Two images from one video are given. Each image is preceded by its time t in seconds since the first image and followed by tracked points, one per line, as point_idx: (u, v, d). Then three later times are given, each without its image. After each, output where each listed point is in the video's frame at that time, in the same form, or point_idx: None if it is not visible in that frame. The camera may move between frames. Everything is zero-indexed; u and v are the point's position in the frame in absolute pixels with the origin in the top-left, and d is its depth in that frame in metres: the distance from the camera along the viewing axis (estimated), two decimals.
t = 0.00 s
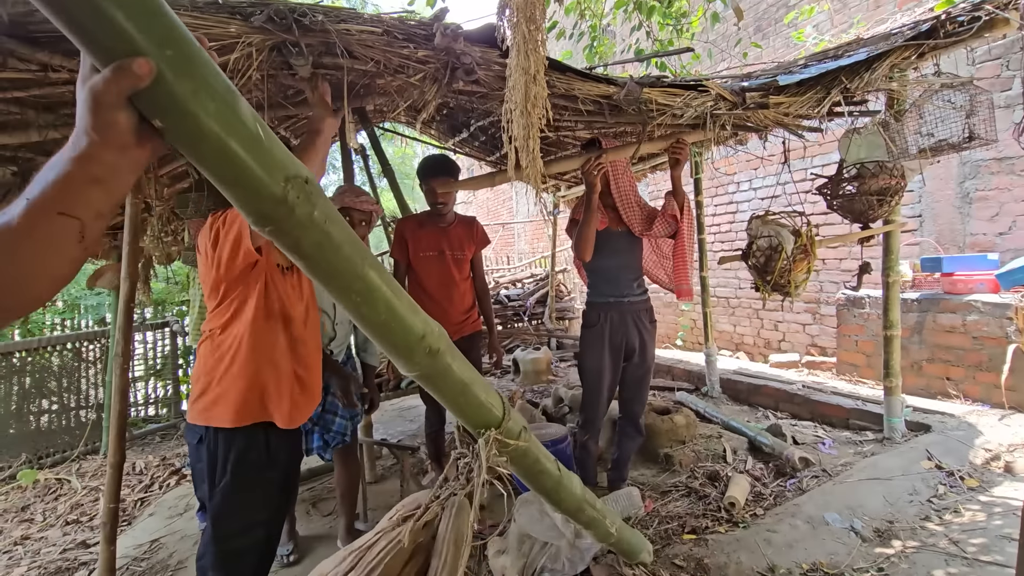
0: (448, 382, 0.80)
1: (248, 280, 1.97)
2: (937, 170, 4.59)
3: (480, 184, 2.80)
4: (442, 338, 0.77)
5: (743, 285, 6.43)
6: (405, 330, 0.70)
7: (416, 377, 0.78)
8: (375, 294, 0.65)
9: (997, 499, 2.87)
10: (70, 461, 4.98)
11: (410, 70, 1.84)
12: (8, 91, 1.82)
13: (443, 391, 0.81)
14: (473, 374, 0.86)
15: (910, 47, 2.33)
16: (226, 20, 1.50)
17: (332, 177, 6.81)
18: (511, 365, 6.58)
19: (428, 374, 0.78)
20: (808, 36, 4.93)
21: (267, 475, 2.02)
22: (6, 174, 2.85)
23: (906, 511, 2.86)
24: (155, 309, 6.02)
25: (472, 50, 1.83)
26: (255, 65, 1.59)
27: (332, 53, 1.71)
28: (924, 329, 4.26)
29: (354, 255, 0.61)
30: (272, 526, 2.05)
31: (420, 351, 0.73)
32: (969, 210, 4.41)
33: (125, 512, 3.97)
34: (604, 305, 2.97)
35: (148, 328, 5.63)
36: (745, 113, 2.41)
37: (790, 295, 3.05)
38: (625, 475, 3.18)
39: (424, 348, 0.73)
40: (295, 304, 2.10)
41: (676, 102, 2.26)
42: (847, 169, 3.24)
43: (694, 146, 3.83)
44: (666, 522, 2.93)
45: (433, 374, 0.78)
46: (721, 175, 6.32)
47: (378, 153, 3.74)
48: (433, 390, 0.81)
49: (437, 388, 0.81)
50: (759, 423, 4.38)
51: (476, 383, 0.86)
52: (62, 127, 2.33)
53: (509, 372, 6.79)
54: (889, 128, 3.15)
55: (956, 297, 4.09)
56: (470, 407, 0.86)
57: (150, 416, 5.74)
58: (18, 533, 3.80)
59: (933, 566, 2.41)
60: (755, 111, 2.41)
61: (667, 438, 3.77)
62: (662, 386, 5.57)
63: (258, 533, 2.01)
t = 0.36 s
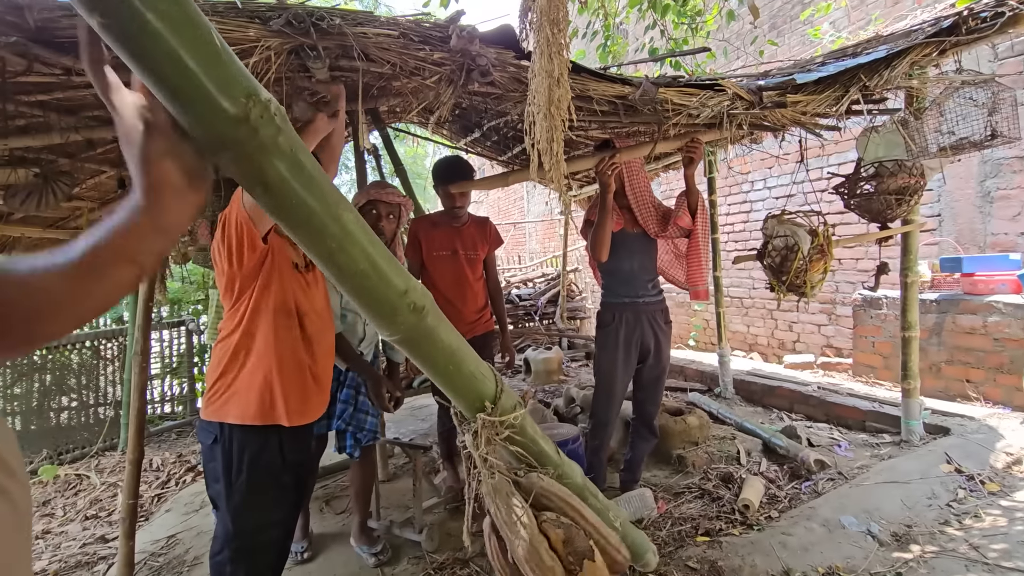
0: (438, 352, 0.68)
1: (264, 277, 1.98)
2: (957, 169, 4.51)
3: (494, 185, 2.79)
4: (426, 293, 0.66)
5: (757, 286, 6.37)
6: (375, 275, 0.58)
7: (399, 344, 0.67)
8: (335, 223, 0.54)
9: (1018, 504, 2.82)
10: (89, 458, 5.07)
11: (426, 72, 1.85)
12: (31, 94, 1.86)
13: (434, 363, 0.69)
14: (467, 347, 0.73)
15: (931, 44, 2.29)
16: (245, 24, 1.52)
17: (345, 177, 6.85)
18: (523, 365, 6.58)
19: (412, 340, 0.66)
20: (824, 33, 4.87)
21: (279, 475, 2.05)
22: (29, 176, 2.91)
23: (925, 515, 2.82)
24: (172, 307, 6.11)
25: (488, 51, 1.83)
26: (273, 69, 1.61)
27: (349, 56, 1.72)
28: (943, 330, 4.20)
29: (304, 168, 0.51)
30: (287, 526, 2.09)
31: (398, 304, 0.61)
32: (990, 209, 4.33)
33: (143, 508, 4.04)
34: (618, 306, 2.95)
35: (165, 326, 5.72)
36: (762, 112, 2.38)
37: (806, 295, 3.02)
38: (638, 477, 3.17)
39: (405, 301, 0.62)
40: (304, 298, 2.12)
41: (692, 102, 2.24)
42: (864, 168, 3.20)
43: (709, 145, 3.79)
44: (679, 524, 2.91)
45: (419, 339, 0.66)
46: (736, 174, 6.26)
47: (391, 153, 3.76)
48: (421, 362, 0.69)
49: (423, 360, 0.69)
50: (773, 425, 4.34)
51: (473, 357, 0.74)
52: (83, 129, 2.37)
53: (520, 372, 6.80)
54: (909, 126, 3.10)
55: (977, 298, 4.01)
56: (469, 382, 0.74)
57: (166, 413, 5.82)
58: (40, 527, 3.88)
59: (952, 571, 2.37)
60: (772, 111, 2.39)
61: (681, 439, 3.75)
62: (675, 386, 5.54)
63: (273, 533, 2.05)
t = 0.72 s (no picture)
0: (376, 322, 0.48)
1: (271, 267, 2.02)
2: (980, 161, 4.39)
3: (505, 180, 2.79)
4: (369, 240, 0.49)
5: (773, 281, 6.28)
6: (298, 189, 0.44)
7: (330, 302, 0.48)
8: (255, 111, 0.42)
9: None
10: (112, 451, 5.19)
11: (434, 68, 1.85)
12: (50, 97, 1.90)
13: (367, 331, 0.48)
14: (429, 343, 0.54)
15: (953, 32, 2.23)
16: (255, 24, 1.53)
17: (358, 174, 6.90)
18: (536, 361, 6.57)
19: (340, 296, 0.48)
20: (843, 23, 4.77)
21: (295, 470, 2.07)
22: (51, 176, 2.99)
23: (945, 515, 2.76)
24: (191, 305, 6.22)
25: (495, 47, 1.83)
26: (283, 68, 1.62)
27: (357, 54, 1.73)
28: (966, 326, 4.10)
29: (207, 22, 0.40)
30: (303, 521, 2.11)
31: (322, 235, 0.45)
32: (1015, 202, 4.22)
33: (163, 501, 4.13)
34: (629, 303, 2.93)
35: (184, 323, 5.82)
36: (775, 104, 2.34)
37: (823, 291, 2.96)
38: (650, 475, 3.15)
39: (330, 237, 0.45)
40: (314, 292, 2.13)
41: (704, 95, 2.21)
42: (883, 161, 3.12)
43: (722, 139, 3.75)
44: (692, 521, 2.89)
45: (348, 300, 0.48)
46: (752, 169, 6.17)
47: (402, 150, 3.77)
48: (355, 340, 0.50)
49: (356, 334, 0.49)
50: (790, 422, 4.28)
51: (424, 337, 0.53)
52: (101, 130, 2.42)
53: (534, 369, 6.79)
54: (929, 118, 3.03)
55: (1001, 294, 3.90)
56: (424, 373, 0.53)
57: (186, 408, 5.93)
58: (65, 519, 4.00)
59: (973, 572, 2.32)
60: (787, 103, 2.34)
61: (694, 436, 3.71)
62: (689, 383, 5.49)
63: (289, 527, 2.07)
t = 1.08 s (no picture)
0: (237, 327, 0.51)
1: (281, 266, 1.99)
2: (995, 151, 4.30)
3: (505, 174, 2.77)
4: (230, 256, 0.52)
5: (783, 277, 6.19)
6: (151, 164, 0.45)
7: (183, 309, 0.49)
8: (107, 76, 0.43)
9: None
10: (124, 448, 5.26)
11: (430, 60, 1.84)
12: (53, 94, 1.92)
13: (224, 342, 0.51)
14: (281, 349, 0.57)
15: (964, 18, 2.18)
16: (250, 17, 1.55)
17: (365, 172, 6.93)
18: (543, 358, 6.56)
19: (184, 289, 0.49)
20: (852, 13, 4.69)
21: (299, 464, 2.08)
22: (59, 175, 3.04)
23: (957, 512, 2.70)
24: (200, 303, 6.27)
25: (492, 37, 1.82)
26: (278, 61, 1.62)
27: (353, 46, 1.71)
28: (980, 321, 4.02)
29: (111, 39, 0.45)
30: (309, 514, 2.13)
31: (171, 220, 0.47)
32: None
33: (172, 497, 4.17)
34: (633, 298, 2.90)
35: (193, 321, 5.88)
36: (779, 93, 2.30)
37: (831, 285, 2.90)
38: (656, 471, 3.12)
39: (174, 225, 0.47)
40: (319, 287, 2.12)
41: (705, 85, 2.16)
42: (893, 152, 3.05)
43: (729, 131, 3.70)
44: (698, 518, 2.86)
45: (194, 294, 0.49)
46: (761, 163, 6.09)
47: (407, 146, 3.77)
48: (203, 345, 0.51)
49: (206, 340, 0.51)
50: (799, 419, 4.22)
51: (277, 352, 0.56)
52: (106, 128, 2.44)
53: (541, 366, 6.77)
54: (941, 107, 2.95)
55: (1017, 287, 3.81)
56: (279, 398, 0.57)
57: (197, 405, 5.99)
58: (77, 514, 4.05)
59: (985, 571, 2.27)
60: (790, 92, 2.30)
61: (701, 433, 3.67)
62: (698, 379, 5.44)
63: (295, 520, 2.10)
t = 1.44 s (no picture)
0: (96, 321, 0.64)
1: (284, 263, 2.05)
2: (987, 144, 4.35)
3: (504, 170, 2.83)
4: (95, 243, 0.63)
5: (779, 270, 6.27)
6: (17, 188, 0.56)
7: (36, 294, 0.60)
8: None
9: None
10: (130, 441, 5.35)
11: (431, 58, 1.88)
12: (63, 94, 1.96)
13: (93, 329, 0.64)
14: (145, 339, 0.70)
15: (952, 16, 2.22)
16: (257, 18, 1.58)
17: (365, 167, 6.97)
18: (543, 351, 6.63)
19: (54, 283, 0.60)
20: (847, 7, 4.73)
21: (305, 453, 2.17)
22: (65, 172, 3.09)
23: (944, 498, 2.79)
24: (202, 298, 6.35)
25: (491, 37, 1.86)
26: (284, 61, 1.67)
27: (357, 46, 1.76)
28: (971, 312, 4.10)
29: None
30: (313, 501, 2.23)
31: (39, 222, 0.58)
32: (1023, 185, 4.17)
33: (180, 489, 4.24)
34: (630, 291, 2.96)
35: (197, 315, 5.95)
36: (770, 90, 2.35)
37: (822, 277, 2.97)
38: (654, 460, 3.20)
39: (51, 230, 0.58)
40: (324, 282, 2.18)
41: (698, 82, 2.21)
42: (885, 147, 3.11)
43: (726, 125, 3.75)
44: (693, 504, 2.94)
45: (61, 288, 0.61)
46: (758, 156, 6.14)
47: (407, 142, 3.81)
48: (76, 331, 0.64)
49: (79, 330, 0.64)
50: (793, 409, 4.31)
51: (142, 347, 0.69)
52: (111, 127, 2.48)
53: (540, 358, 6.85)
54: (933, 103, 3.00)
55: (1007, 279, 3.89)
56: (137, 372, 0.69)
57: (200, 398, 6.06)
58: (87, 505, 4.14)
59: (968, 553, 2.36)
60: (781, 89, 2.35)
61: (697, 422, 3.75)
62: (695, 371, 5.52)
63: (301, 506, 2.19)
